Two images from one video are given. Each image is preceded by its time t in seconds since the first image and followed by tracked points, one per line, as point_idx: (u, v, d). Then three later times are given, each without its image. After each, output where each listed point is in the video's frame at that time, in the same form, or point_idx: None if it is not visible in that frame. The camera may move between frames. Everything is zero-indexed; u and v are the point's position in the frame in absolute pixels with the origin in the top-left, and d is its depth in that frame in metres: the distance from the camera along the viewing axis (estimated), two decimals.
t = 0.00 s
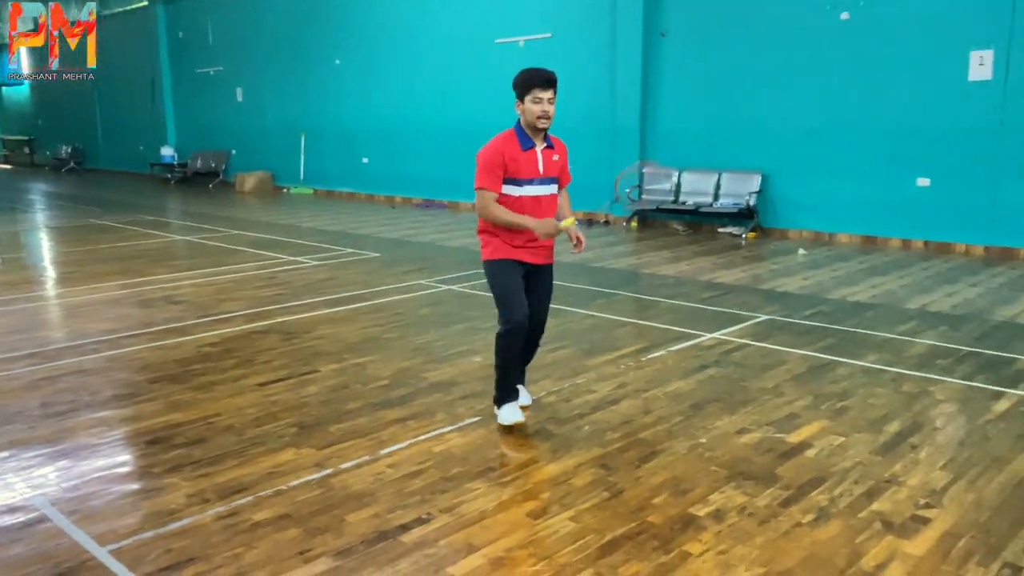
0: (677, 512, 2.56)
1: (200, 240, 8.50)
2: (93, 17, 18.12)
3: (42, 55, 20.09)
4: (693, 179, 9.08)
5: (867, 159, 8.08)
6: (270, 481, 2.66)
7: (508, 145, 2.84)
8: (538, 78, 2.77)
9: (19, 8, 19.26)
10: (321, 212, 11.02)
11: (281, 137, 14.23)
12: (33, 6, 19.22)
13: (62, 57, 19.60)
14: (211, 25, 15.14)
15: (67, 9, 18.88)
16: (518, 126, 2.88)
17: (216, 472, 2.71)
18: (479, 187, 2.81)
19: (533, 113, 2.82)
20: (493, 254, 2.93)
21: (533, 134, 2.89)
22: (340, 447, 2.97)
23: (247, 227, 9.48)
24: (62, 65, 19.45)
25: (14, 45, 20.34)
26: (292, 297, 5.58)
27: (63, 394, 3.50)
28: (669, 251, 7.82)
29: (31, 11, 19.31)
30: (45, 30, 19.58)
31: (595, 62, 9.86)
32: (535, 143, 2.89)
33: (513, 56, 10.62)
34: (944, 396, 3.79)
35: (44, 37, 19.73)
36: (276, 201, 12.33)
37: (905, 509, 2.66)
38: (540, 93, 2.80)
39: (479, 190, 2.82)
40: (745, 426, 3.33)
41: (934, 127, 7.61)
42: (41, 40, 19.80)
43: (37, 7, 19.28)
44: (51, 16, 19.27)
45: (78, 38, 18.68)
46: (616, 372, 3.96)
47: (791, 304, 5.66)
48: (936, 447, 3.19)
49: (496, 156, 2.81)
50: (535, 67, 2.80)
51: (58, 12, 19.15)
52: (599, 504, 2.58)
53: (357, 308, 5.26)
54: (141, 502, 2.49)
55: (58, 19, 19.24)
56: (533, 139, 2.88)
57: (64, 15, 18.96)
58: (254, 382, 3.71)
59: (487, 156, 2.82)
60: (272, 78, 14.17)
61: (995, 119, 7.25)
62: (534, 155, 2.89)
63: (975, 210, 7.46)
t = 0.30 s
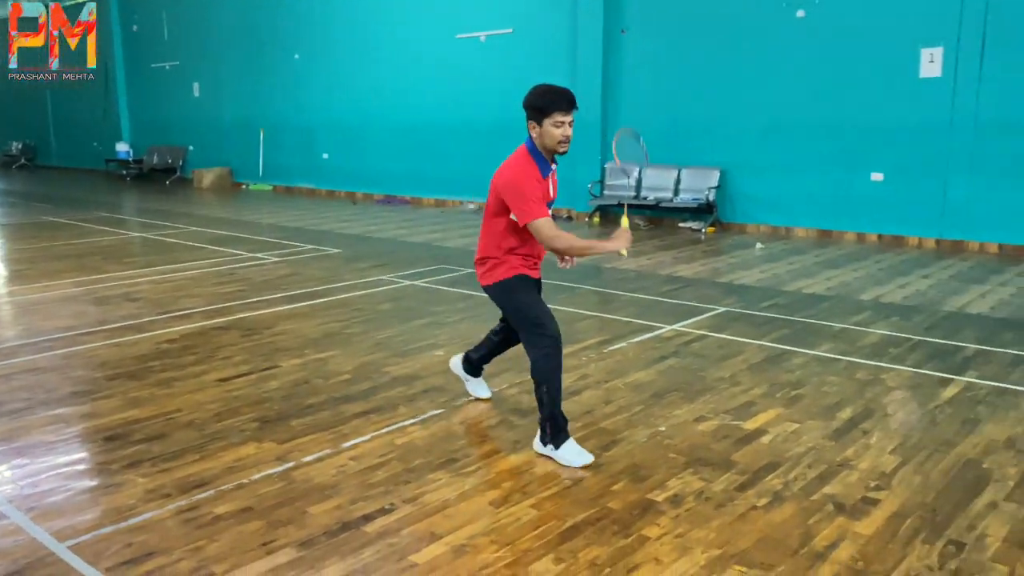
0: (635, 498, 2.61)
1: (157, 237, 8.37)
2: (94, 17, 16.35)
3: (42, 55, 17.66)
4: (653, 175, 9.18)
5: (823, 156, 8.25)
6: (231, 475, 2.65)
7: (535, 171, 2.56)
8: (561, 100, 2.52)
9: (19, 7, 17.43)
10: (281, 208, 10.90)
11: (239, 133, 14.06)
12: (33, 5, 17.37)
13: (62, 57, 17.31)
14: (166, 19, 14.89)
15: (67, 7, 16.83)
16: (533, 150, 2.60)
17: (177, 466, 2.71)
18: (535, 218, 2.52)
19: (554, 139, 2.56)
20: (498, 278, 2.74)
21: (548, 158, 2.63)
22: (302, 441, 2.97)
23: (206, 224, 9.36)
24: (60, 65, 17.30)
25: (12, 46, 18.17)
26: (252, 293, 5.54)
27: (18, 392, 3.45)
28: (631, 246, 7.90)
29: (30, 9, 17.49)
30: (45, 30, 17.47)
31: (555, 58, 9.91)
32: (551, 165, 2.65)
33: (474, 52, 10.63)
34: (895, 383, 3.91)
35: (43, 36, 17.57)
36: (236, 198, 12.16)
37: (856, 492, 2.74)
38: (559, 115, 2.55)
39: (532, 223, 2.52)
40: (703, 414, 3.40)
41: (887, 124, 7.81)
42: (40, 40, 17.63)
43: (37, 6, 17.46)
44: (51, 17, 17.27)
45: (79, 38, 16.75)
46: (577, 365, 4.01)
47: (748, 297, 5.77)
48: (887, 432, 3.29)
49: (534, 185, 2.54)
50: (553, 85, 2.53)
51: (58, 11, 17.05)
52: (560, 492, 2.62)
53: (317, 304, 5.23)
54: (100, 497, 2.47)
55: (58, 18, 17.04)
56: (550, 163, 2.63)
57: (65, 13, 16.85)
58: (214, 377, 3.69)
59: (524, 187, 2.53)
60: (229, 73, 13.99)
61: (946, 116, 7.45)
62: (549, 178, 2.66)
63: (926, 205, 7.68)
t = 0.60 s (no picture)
0: (609, 488, 2.64)
1: (130, 233, 8.29)
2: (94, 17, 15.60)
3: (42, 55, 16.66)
4: (628, 170, 9.23)
5: (795, 150, 8.35)
6: (206, 471, 2.65)
7: (550, 175, 2.51)
8: (585, 106, 2.45)
9: (19, 7, 16.64)
10: (256, 205, 10.81)
11: (213, 129, 13.93)
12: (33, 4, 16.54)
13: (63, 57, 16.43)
14: (138, 13, 14.70)
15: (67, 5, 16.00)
16: (549, 150, 2.53)
17: (152, 462, 2.70)
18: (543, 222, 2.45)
19: (573, 144, 2.51)
20: (486, 264, 2.71)
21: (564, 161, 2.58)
22: (277, 436, 2.97)
23: (179, 220, 9.26)
24: (60, 65, 16.39)
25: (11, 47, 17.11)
26: (226, 289, 5.50)
27: None
28: (607, 241, 7.94)
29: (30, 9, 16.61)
30: (46, 30, 16.55)
31: (530, 53, 9.91)
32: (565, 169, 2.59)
33: (449, 47, 10.61)
34: (865, 373, 3.99)
35: (44, 37, 16.60)
36: (210, 194, 12.04)
37: (825, 480, 2.80)
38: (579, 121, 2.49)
39: (542, 225, 2.45)
40: (676, 406, 3.44)
41: (858, 118, 7.92)
42: (40, 40, 16.64)
43: (37, 6, 16.56)
44: (51, 17, 16.44)
45: (79, 39, 15.95)
46: (552, 358, 4.04)
47: (721, 290, 5.83)
48: (856, 422, 3.36)
49: (549, 189, 2.48)
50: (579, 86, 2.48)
51: (58, 11, 16.23)
52: (535, 483, 2.64)
53: (292, 300, 5.21)
54: (74, 494, 2.46)
55: (58, 18, 16.25)
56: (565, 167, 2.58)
57: (65, 13, 16.06)
58: (188, 373, 3.67)
59: (538, 191, 2.47)
60: (202, 67, 13.84)
61: (915, 110, 7.57)
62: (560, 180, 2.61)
63: (896, 199, 7.80)
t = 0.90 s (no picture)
0: (599, 484, 2.65)
1: (115, 231, 8.22)
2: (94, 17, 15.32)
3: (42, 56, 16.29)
4: (618, 167, 9.23)
5: (784, 147, 8.37)
6: (195, 469, 2.64)
7: (523, 149, 2.53)
8: (562, 81, 2.46)
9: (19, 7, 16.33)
10: (244, 202, 10.76)
11: (201, 126, 13.84)
12: (33, 4, 16.15)
13: (63, 58, 16.09)
14: (126, 9, 14.59)
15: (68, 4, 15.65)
16: (531, 131, 2.56)
17: (140, 461, 2.69)
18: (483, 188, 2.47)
19: (551, 120, 2.52)
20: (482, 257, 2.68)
21: (548, 142, 2.59)
22: (266, 434, 2.96)
23: (167, 218, 9.21)
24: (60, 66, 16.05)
25: (12, 47, 16.77)
26: (214, 288, 5.47)
27: None
28: (596, 238, 7.94)
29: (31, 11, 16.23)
30: (46, 30, 16.17)
31: (520, 49, 9.90)
32: (549, 150, 2.59)
33: (439, 43, 10.58)
34: (853, 369, 4.01)
35: (44, 36, 16.23)
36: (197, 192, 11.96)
37: (814, 475, 2.81)
38: (559, 96, 2.50)
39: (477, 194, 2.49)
40: (666, 402, 3.45)
41: (846, 115, 7.95)
42: (40, 41, 16.27)
43: (37, 6, 16.17)
44: (51, 17, 16.05)
45: (79, 39, 15.68)
46: (542, 355, 4.05)
47: (710, 287, 5.85)
48: (844, 417, 3.38)
49: (512, 160, 2.50)
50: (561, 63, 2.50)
51: (58, 11, 15.88)
52: (525, 479, 2.65)
53: (280, 298, 5.19)
54: (61, 493, 2.45)
55: (58, 18, 15.90)
56: (548, 147, 2.58)
57: (66, 13, 15.71)
58: (177, 371, 3.66)
59: (501, 157, 2.50)
60: (190, 64, 13.75)
61: (902, 108, 7.61)
62: (546, 162, 2.59)
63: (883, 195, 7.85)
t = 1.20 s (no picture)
0: (602, 485, 2.64)
1: (117, 231, 8.23)
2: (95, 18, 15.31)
3: (42, 56, 16.32)
4: (619, 167, 9.23)
5: (786, 147, 8.37)
6: (198, 469, 2.63)
7: (495, 137, 2.75)
8: (520, 75, 2.64)
9: (19, 7, 16.41)
10: (245, 202, 10.76)
11: (202, 126, 13.85)
12: (33, 4, 16.20)
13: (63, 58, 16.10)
14: (128, 9, 14.59)
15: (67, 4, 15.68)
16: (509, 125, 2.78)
17: (143, 461, 2.68)
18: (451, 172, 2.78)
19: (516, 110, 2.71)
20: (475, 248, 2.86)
21: (524, 133, 2.76)
22: (268, 434, 2.96)
23: (168, 218, 9.21)
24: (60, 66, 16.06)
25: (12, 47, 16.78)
26: (217, 287, 5.47)
27: None
28: (598, 238, 7.94)
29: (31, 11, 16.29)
30: (46, 30, 16.22)
31: (522, 49, 9.90)
32: (524, 140, 2.76)
33: (441, 43, 10.57)
34: (856, 370, 4.00)
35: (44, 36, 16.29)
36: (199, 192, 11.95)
37: (817, 476, 2.81)
38: (522, 88, 2.69)
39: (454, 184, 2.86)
40: (669, 403, 3.45)
41: (848, 115, 7.94)
42: (40, 40, 16.33)
43: (37, 6, 16.20)
44: (51, 17, 16.10)
45: (79, 39, 15.69)
46: (544, 355, 4.05)
47: (712, 287, 5.84)
48: (847, 417, 3.37)
49: (480, 144, 2.74)
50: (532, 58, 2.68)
51: (58, 11, 15.91)
52: (528, 480, 2.64)
53: (282, 298, 5.19)
54: (64, 493, 2.45)
55: (58, 18, 15.93)
56: (522, 138, 2.76)
57: (65, 13, 15.77)
58: (179, 371, 3.65)
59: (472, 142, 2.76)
60: (192, 64, 13.75)
61: (904, 107, 7.61)
62: (521, 151, 2.75)
63: (885, 195, 7.84)
